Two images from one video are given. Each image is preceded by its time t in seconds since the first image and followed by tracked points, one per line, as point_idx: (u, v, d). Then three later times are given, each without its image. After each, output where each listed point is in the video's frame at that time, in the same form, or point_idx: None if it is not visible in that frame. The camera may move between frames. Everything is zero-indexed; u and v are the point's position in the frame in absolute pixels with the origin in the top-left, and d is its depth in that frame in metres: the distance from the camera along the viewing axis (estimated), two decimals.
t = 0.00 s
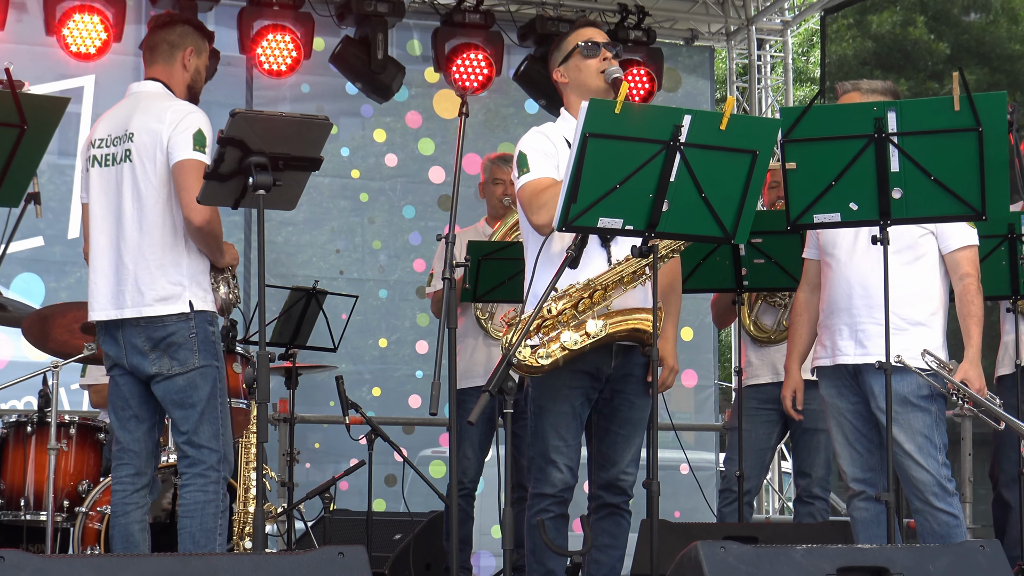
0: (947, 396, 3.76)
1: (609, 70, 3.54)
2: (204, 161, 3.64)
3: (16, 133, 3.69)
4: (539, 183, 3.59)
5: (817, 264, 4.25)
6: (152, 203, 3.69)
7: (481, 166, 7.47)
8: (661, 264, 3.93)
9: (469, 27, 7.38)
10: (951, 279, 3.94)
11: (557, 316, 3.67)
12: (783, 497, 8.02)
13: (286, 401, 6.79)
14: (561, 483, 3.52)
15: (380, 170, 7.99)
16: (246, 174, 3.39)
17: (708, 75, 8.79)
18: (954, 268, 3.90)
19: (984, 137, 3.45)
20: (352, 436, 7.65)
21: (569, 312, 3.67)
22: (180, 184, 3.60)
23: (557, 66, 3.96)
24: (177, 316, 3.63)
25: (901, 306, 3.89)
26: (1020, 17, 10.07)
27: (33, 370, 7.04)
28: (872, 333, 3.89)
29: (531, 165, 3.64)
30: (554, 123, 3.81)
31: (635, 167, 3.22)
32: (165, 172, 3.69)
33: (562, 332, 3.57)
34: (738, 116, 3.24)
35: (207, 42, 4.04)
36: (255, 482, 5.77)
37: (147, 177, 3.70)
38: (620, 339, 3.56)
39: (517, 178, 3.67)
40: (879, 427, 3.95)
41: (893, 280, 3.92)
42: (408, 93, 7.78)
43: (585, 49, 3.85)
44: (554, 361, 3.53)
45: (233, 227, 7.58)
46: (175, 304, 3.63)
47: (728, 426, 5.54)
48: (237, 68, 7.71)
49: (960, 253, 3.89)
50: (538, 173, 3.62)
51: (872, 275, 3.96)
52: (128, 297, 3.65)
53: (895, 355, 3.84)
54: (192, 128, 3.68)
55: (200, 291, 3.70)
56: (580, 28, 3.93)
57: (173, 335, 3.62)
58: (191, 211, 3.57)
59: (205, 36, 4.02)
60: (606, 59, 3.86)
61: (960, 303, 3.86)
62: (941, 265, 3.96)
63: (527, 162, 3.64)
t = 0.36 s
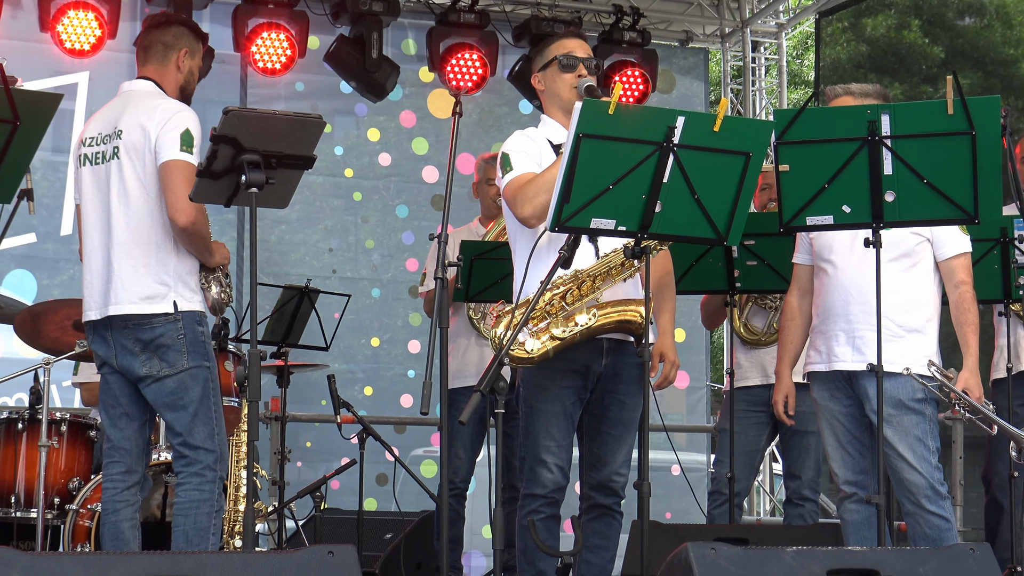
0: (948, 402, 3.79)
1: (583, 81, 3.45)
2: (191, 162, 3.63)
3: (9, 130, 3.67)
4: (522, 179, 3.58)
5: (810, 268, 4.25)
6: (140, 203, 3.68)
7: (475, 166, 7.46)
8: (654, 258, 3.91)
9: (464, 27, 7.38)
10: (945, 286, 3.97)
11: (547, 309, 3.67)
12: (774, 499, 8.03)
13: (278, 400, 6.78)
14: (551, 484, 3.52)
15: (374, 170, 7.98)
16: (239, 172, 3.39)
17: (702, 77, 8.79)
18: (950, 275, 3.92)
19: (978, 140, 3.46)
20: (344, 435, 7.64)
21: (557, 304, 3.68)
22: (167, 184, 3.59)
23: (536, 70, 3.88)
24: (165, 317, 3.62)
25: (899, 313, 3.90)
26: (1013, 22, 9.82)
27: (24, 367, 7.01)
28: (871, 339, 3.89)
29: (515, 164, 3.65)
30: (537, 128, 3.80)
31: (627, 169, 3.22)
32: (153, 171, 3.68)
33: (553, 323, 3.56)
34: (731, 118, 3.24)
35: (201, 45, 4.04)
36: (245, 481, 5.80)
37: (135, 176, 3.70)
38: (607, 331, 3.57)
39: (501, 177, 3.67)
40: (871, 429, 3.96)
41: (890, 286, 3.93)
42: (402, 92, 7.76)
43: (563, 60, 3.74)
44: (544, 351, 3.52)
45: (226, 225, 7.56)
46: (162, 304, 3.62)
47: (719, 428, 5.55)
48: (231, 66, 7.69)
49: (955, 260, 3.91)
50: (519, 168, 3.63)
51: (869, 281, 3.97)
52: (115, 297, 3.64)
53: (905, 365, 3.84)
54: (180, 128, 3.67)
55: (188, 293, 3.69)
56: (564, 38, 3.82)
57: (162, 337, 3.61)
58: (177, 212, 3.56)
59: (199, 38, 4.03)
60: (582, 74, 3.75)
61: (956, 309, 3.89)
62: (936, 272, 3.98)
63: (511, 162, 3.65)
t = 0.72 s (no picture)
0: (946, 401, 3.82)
1: (572, 78, 3.49)
2: (182, 161, 3.62)
3: None
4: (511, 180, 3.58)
5: (800, 269, 4.23)
6: (129, 200, 3.67)
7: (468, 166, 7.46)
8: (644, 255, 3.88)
9: (457, 26, 7.36)
10: (938, 289, 3.99)
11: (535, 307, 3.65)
12: (765, 500, 8.04)
13: (269, 399, 6.76)
14: (541, 484, 3.51)
15: (367, 169, 7.97)
16: (230, 170, 3.38)
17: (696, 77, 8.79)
18: (942, 278, 3.94)
19: (971, 142, 3.46)
20: (335, 435, 7.62)
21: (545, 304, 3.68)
22: (158, 182, 3.58)
23: (525, 72, 3.89)
24: (154, 316, 3.60)
25: (897, 316, 3.90)
26: (1007, 23, 9.87)
27: (16, 365, 6.99)
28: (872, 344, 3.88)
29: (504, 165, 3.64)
30: (525, 129, 3.80)
31: (620, 169, 3.22)
32: (144, 169, 3.66)
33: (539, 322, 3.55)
34: (725, 119, 3.24)
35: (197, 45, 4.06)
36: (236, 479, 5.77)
37: (125, 173, 3.68)
38: (592, 331, 3.57)
39: (490, 177, 3.67)
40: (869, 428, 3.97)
41: (887, 289, 3.93)
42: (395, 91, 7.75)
43: (550, 60, 3.73)
44: (530, 350, 3.51)
45: (218, 224, 7.54)
46: (150, 303, 3.60)
47: (711, 429, 5.55)
48: (225, 65, 7.67)
49: (948, 263, 3.93)
50: (508, 168, 3.62)
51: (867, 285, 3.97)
52: (102, 293, 3.63)
53: (905, 369, 3.85)
54: (172, 126, 3.65)
55: (178, 292, 3.66)
56: (550, 38, 3.84)
57: (150, 336, 3.59)
58: (168, 210, 3.54)
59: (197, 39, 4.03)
60: (571, 71, 3.73)
61: (949, 311, 3.91)
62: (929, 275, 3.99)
63: (500, 162, 3.65)
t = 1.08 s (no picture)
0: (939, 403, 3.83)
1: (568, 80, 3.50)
2: (175, 156, 3.61)
3: None
4: (505, 182, 3.57)
5: (791, 270, 4.23)
6: (120, 194, 3.65)
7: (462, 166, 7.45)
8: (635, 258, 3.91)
9: (452, 26, 7.35)
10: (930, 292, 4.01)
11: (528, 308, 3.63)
12: (756, 502, 8.06)
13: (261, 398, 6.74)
14: (532, 485, 3.51)
15: (361, 168, 7.95)
16: (223, 168, 3.38)
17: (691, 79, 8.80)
18: (936, 281, 3.97)
19: (965, 146, 3.47)
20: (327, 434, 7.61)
21: (540, 305, 3.66)
22: (147, 176, 3.56)
23: (518, 73, 3.89)
24: (138, 311, 3.59)
25: (895, 318, 3.90)
26: (1001, 28, 9.60)
27: (7, 363, 6.96)
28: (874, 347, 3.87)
29: (498, 166, 3.63)
30: (519, 129, 3.79)
31: (614, 170, 3.22)
32: (136, 163, 3.65)
33: (533, 324, 3.53)
34: (720, 120, 3.24)
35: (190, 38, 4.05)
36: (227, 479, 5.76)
37: (119, 167, 3.66)
38: (588, 332, 3.57)
39: (484, 178, 3.65)
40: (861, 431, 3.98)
41: (886, 292, 3.92)
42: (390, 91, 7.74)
43: (544, 60, 3.75)
44: (525, 351, 3.50)
45: (211, 222, 7.52)
46: (136, 297, 3.59)
47: (702, 430, 5.55)
48: (219, 63, 7.65)
49: (942, 267, 3.97)
50: (504, 170, 3.61)
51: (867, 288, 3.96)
52: (88, 285, 3.61)
53: (909, 369, 3.85)
54: (168, 122, 3.64)
55: (164, 289, 3.66)
56: (543, 38, 3.84)
57: (134, 331, 3.57)
58: (156, 204, 3.53)
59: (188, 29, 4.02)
60: (565, 72, 3.76)
61: (941, 314, 3.94)
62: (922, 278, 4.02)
63: (494, 164, 3.63)
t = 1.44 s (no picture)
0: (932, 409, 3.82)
1: (568, 85, 3.51)
2: (152, 157, 3.60)
3: None
4: (508, 190, 3.54)
5: (789, 276, 4.24)
6: (99, 195, 3.65)
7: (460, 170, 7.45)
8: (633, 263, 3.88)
9: (449, 31, 7.35)
10: (927, 299, 4.01)
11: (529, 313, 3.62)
12: (754, 507, 8.04)
13: (258, 403, 6.73)
14: (531, 491, 3.50)
15: (358, 172, 7.95)
16: (220, 173, 3.39)
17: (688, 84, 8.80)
18: (934, 288, 3.97)
19: (962, 151, 3.48)
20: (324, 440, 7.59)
21: (540, 310, 3.66)
22: (124, 176, 3.55)
23: (516, 78, 3.88)
24: (109, 314, 3.56)
25: (891, 325, 3.89)
26: (997, 32, 9.44)
27: (4, 368, 6.95)
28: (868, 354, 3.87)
29: (499, 173, 3.61)
30: (518, 134, 3.78)
31: (612, 175, 3.21)
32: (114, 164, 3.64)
33: (537, 329, 3.54)
34: (717, 125, 3.23)
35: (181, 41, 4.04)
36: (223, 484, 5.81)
37: (98, 168, 3.66)
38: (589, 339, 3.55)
39: (484, 185, 3.63)
40: (856, 437, 3.97)
41: (882, 299, 3.92)
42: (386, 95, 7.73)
43: (543, 65, 3.77)
44: (528, 356, 3.50)
45: (208, 227, 7.51)
46: (109, 300, 3.56)
47: (700, 436, 5.54)
48: (216, 68, 7.64)
49: (939, 273, 3.96)
50: (506, 178, 3.59)
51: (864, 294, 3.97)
52: (63, 287, 3.59)
53: (903, 380, 3.84)
54: (146, 123, 3.63)
55: (140, 293, 3.63)
56: (542, 43, 3.85)
57: (103, 335, 3.55)
58: (130, 204, 3.51)
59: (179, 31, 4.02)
60: (564, 76, 3.78)
61: (940, 321, 3.94)
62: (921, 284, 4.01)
63: (495, 170, 3.61)
